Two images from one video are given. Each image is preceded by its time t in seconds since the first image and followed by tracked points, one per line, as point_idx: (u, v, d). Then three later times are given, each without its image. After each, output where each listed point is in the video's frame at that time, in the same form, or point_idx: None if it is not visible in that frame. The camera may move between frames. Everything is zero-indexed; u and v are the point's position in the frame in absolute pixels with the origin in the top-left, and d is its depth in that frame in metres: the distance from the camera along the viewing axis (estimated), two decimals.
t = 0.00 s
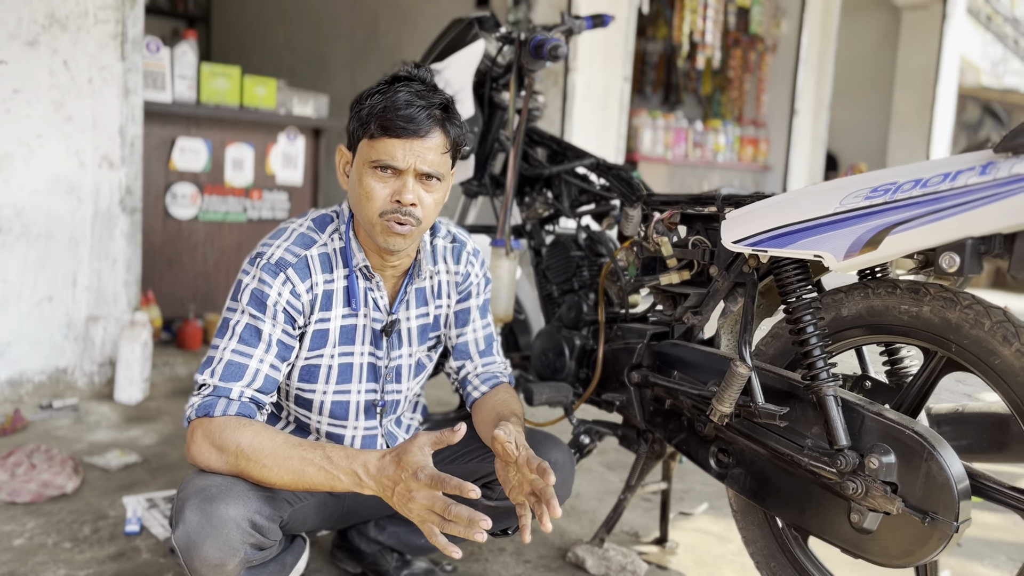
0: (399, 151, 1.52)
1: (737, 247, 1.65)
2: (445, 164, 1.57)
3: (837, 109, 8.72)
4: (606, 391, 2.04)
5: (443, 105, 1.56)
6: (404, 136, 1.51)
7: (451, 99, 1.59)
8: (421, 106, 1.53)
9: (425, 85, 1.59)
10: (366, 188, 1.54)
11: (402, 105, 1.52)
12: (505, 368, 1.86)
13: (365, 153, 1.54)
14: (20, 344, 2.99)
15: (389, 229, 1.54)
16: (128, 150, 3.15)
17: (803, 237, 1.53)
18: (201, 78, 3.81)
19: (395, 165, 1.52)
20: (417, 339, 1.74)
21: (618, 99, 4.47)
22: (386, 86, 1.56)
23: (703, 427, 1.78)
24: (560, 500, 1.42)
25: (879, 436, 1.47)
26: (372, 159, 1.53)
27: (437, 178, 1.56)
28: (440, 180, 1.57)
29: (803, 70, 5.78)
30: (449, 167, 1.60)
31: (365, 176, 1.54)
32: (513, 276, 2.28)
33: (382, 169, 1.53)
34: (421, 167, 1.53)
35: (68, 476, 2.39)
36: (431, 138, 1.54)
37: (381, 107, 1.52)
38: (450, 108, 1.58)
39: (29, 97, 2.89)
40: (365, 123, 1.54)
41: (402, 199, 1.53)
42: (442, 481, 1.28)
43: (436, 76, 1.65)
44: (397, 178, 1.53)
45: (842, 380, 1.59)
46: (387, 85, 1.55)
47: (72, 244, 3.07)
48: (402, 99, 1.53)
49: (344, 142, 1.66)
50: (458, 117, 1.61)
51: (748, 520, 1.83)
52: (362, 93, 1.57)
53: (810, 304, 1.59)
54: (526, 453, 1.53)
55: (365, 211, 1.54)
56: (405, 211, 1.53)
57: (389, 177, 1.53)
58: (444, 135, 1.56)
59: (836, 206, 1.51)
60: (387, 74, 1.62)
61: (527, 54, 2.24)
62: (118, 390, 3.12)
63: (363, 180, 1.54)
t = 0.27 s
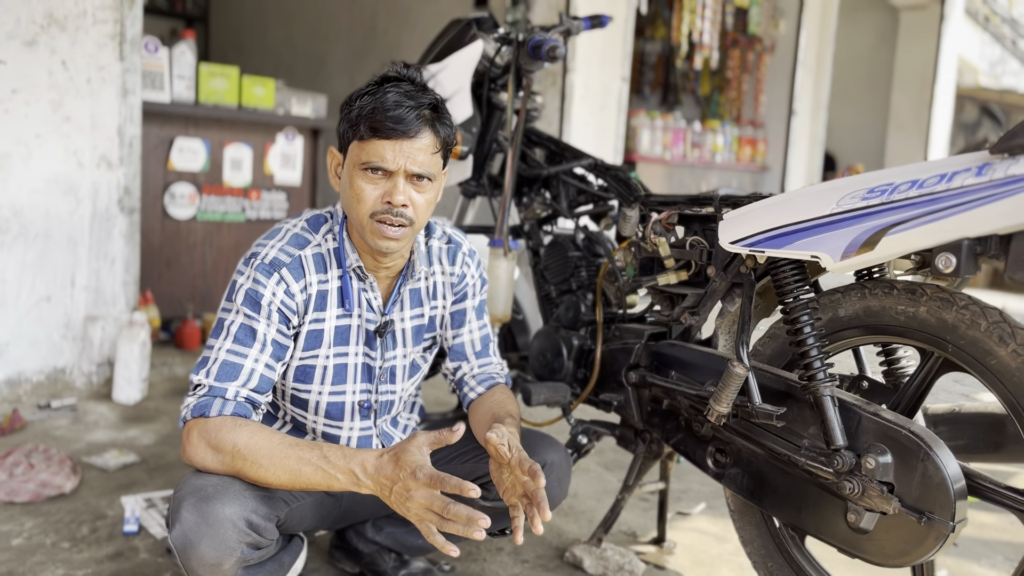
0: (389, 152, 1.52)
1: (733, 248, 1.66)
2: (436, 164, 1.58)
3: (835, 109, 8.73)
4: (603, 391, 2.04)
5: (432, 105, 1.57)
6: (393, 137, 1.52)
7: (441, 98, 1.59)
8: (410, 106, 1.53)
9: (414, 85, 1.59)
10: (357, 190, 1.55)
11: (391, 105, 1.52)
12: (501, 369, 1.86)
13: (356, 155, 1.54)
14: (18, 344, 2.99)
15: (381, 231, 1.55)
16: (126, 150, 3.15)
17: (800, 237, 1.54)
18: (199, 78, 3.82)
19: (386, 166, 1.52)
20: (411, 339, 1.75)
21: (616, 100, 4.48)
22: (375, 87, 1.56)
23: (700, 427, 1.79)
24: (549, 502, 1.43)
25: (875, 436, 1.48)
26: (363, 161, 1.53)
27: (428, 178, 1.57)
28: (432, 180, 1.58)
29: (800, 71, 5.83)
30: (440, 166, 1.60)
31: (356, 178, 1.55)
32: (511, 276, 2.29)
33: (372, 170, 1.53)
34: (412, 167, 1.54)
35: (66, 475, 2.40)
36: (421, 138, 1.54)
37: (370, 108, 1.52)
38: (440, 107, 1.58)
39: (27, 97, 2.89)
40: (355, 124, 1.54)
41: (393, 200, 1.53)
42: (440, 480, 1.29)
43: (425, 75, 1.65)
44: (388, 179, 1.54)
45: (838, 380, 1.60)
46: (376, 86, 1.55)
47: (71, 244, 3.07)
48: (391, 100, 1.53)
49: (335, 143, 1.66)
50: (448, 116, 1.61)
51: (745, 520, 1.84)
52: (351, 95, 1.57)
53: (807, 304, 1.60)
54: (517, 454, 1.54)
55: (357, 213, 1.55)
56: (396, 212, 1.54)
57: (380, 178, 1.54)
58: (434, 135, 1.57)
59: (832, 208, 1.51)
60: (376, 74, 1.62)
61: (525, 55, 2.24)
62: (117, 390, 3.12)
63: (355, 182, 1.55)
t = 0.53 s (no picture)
0: (388, 150, 1.52)
1: (731, 248, 1.66)
2: (435, 162, 1.58)
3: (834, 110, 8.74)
4: (602, 391, 2.05)
5: (430, 103, 1.57)
6: (392, 135, 1.52)
7: (438, 97, 1.60)
8: (408, 104, 1.54)
9: (411, 84, 1.59)
10: (356, 189, 1.55)
11: (390, 104, 1.53)
12: (499, 367, 1.87)
13: (355, 153, 1.54)
14: (17, 344, 3.00)
15: (380, 229, 1.55)
16: (125, 150, 3.15)
17: (798, 238, 1.54)
18: (198, 78, 3.82)
19: (385, 164, 1.53)
20: (409, 338, 1.75)
21: (614, 100, 4.48)
22: (372, 86, 1.56)
23: (699, 427, 1.79)
24: (543, 501, 1.43)
25: (872, 436, 1.48)
26: (362, 159, 1.53)
27: (427, 176, 1.57)
28: (430, 178, 1.58)
29: (800, 71, 5.85)
30: (438, 164, 1.60)
31: (355, 176, 1.55)
32: (510, 276, 2.29)
33: (371, 168, 1.53)
34: (411, 165, 1.54)
35: (65, 475, 2.40)
36: (420, 136, 1.55)
37: (368, 107, 1.53)
38: (437, 106, 1.59)
39: (26, 97, 2.89)
40: (353, 123, 1.54)
41: (392, 198, 1.54)
42: (438, 472, 1.30)
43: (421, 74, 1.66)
44: (387, 178, 1.54)
45: (836, 379, 1.60)
46: (373, 85, 1.56)
47: (70, 243, 3.07)
48: (389, 98, 1.53)
49: (331, 142, 1.66)
50: (446, 115, 1.62)
51: (743, 519, 1.84)
52: (349, 94, 1.57)
53: (804, 304, 1.61)
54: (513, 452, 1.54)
55: (355, 211, 1.55)
56: (396, 210, 1.54)
57: (379, 176, 1.54)
58: (432, 133, 1.57)
59: (830, 208, 1.52)
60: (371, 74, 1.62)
61: (524, 55, 2.25)
62: (116, 389, 3.13)
63: (353, 180, 1.55)
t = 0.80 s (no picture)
0: (409, 165, 1.52)
1: (730, 248, 1.66)
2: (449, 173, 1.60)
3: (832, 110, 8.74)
4: (600, 391, 2.05)
5: (443, 115, 1.58)
6: (414, 150, 1.52)
7: (448, 106, 1.61)
8: (426, 119, 1.54)
9: (422, 94, 1.59)
10: (374, 202, 1.54)
11: (410, 119, 1.52)
12: (497, 366, 1.87)
13: (373, 167, 1.53)
14: (16, 343, 3.00)
15: (399, 241, 1.56)
16: (124, 149, 3.15)
17: (796, 238, 1.55)
18: (197, 77, 3.82)
19: (405, 179, 1.53)
20: (406, 337, 1.76)
21: (613, 99, 4.49)
22: (386, 99, 1.55)
23: (696, 426, 1.80)
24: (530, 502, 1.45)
25: (869, 435, 1.49)
26: (381, 173, 1.53)
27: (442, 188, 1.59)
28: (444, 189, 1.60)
29: (798, 70, 5.87)
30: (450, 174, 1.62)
31: (373, 190, 1.54)
32: (508, 276, 2.29)
33: (391, 183, 1.53)
34: (430, 179, 1.55)
35: (64, 474, 2.40)
36: (438, 150, 1.56)
37: (387, 122, 1.52)
38: (449, 116, 1.60)
39: (25, 96, 2.89)
40: (369, 137, 1.53)
41: (413, 212, 1.55)
42: (435, 474, 1.30)
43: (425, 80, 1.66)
44: (406, 191, 1.54)
45: (833, 379, 1.61)
46: (388, 97, 1.54)
47: (69, 243, 3.07)
48: (407, 113, 1.53)
49: (332, 148, 1.63)
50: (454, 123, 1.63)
51: (740, 519, 1.85)
52: (360, 105, 1.55)
53: (801, 304, 1.61)
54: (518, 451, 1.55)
55: (375, 225, 1.55)
56: (416, 223, 1.55)
57: (398, 190, 1.54)
58: (446, 144, 1.58)
59: (828, 208, 1.52)
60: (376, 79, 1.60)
61: (523, 55, 2.25)
62: (114, 389, 3.13)
63: (371, 194, 1.54)
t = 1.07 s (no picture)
0: (417, 162, 1.53)
1: (728, 247, 1.66)
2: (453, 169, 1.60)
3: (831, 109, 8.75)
4: (598, 389, 2.05)
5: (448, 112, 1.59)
6: (422, 147, 1.53)
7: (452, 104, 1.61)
8: (432, 116, 1.54)
9: (425, 91, 1.59)
10: (381, 199, 1.54)
11: (417, 116, 1.53)
12: (495, 365, 1.87)
13: (381, 164, 1.53)
14: (14, 342, 3.00)
15: (406, 237, 1.57)
16: (123, 148, 3.15)
17: (794, 237, 1.55)
18: (196, 76, 3.82)
19: (413, 175, 1.53)
20: (405, 336, 1.76)
21: (612, 98, 4.49)
22: (392, 96, 1.55)
23: (694, 425, 1.80)
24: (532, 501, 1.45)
25: (867, 434, 1.49)
26: (389, 170, 1.53)
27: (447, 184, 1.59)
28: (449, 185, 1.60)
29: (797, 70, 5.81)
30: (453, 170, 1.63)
31: (380, 187, 1.54)
32: (506, 275, 2.29)
33: (399, 180, 1.53)
34: (436, 175, 1.56)
35: (62, 472, 2.40)
36: (443, 147, 1.56)
37: (394, 119, 1.52)
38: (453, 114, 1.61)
39: (24, 95, 2.90)
40: (376, 134, 1.53)
41: (420, 208, 1.55)
42: (435, 453, 1.30)
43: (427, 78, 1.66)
44: (413, 188, 1.55)
45: (831, 378, 1.61)
46: (394, 95, 1.55)
47: (67, 241, 3.07)
48: (414, 110, 1.53)
49: (335, 145, 1.62)
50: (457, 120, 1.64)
51: (738, 518, 1.85)
52: (366, 102, 1.55)
53: (799, 303, 1.61)
54: (521, 450, 1.55)
55: (382, 220, 1.55)
56: (423, 219, 1.56)
57: (405, 187, 1.54)
58: (451, 141, 1.59)
59: (826, 207, 1.52)
60: (378, 77, 1.60)
61: (521, 54, 2.26)
62: (113, 387, 3.13)
63: (378, 190, 1.54)
